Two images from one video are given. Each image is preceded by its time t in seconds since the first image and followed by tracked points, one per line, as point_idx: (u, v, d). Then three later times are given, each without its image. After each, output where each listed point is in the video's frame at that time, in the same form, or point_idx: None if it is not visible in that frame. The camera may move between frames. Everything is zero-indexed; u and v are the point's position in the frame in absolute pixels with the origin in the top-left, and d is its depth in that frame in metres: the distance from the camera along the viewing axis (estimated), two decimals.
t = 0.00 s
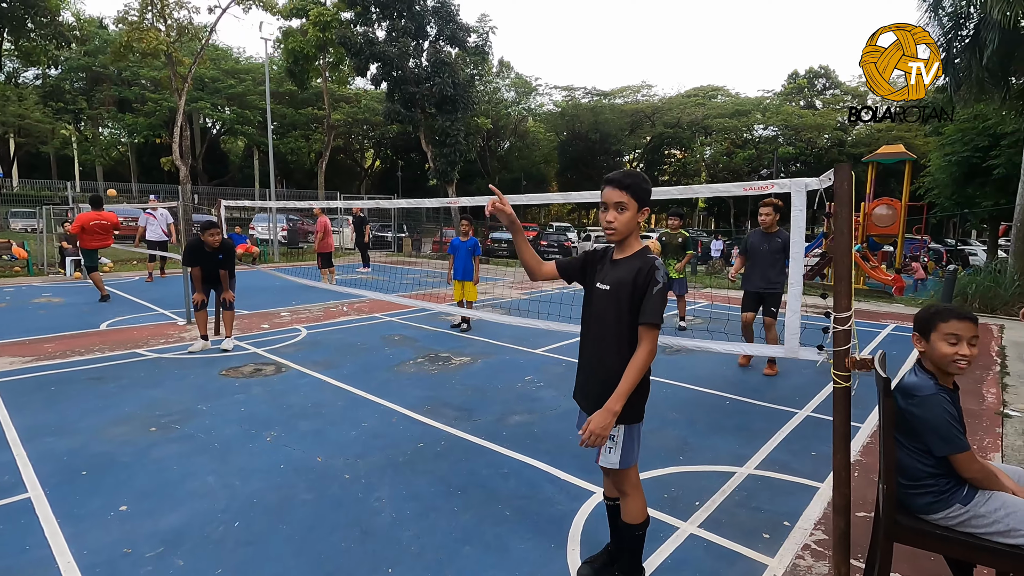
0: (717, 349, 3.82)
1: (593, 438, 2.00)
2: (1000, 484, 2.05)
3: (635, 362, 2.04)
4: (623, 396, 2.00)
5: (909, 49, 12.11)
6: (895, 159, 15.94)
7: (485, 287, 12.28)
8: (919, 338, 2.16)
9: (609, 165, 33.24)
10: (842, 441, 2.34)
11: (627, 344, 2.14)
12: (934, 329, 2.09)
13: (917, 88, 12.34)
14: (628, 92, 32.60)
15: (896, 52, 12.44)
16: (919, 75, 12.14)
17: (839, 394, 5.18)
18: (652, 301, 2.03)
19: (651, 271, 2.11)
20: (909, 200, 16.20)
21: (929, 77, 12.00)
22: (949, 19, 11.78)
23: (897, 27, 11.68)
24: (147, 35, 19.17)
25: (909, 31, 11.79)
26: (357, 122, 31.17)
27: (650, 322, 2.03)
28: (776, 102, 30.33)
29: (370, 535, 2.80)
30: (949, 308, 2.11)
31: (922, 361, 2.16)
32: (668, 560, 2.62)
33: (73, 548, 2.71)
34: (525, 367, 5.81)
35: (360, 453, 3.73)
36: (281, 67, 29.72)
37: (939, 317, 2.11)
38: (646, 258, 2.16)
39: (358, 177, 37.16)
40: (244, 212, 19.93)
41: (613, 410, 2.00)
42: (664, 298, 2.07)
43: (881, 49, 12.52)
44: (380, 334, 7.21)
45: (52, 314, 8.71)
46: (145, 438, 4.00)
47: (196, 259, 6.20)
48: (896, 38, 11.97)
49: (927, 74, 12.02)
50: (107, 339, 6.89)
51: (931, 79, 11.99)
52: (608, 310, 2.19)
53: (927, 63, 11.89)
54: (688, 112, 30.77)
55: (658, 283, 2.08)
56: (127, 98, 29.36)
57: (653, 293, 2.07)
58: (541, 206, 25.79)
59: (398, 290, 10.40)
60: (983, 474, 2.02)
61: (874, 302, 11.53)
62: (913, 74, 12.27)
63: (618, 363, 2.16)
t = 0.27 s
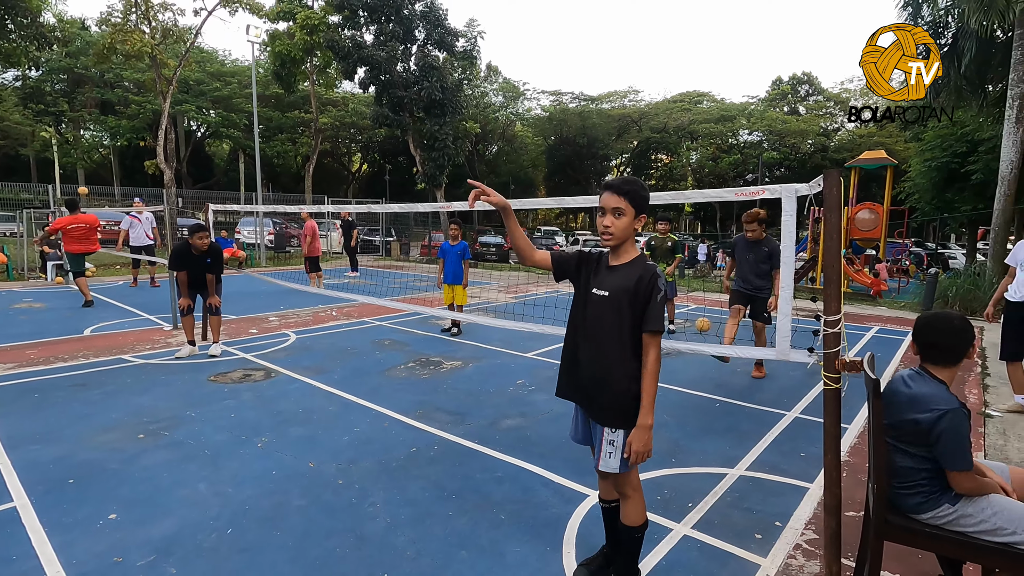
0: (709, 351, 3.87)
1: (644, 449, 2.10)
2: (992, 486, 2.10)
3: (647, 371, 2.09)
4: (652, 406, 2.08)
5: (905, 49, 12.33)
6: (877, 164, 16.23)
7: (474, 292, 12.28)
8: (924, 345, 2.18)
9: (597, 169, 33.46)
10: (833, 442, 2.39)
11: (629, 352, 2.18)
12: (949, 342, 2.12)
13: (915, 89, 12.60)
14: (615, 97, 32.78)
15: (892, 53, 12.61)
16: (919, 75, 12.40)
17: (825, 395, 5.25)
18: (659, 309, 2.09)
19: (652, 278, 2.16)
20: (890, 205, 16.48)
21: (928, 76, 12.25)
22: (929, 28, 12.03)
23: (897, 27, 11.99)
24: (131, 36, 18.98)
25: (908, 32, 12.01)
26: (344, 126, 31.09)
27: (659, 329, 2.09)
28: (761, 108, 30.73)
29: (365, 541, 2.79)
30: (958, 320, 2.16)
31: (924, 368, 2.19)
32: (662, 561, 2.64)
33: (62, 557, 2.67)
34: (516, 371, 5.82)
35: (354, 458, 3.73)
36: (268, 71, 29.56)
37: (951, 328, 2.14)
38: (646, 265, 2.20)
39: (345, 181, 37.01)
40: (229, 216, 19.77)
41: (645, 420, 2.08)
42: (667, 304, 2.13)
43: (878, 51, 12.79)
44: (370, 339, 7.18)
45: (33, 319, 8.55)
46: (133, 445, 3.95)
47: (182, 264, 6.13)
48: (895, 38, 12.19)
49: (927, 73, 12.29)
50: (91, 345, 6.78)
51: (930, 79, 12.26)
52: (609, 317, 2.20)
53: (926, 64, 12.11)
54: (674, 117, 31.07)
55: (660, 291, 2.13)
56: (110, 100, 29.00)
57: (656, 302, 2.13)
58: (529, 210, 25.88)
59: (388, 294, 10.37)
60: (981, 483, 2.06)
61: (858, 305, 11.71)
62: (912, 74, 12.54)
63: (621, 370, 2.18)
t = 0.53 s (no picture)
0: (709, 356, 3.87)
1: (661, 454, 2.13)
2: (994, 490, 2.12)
3: (652, 378, 2.12)
4: (669, 412, 2.10)
5: (906, 49, 12.41)
6: (872, 169, 16.32)
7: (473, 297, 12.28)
8: (931, 350, 2.20)
9: (594, 174, 33.57)
10: (833, 446, 2.40)
11: (629, 358, 2.19)
12: (959, 349, 2.13)
13: (915, 89, 12.67)
14: (612, 103, 32.92)
15: (892, 54, 12.68)
16: (919, 75, 12.47)
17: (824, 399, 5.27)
18: (659, 316, 2.10)
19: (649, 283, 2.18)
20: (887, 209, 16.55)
21: (929, 75, 12.32)
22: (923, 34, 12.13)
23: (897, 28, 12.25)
24: (129, 42, 19.01)
25: (908, 32, 12.03)
26: (342, 130, 31.14)
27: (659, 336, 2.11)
28: (757, 113, 30.90)
29: (365, 547, 2.79)
30: (967, 327, 2.19)
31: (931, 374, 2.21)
32: (663, 567, 2.64)
33: (60, 564, 2.65)
34: (515, 376, 5.82)
35: (353, 464, 3.72)
36: (266, 76, 29.62)
37: (960, 336, 2.16)
38: (642, 271, 2.21)
39: (343, 186, 37.03)
40: (227, 221, 19.76)
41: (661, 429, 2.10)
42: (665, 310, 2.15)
43: (878, 51, 12.84)
44: (368, 344, 7.18)
45: (31, 325, 8.52)
46: (132, 451, 3.92)
47: (178, 269, 6.12)
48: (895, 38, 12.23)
49: (927, 74, 12.36)
50: (89, 350, 6.75)
51: (930, 78, 12.31)
52: (608, 325, 2.21)
53: (926, 64, 12.15)
54: (671, 122, 31.20)
55: (658, 297, 2.14)
56: (108, 105, 29.01)
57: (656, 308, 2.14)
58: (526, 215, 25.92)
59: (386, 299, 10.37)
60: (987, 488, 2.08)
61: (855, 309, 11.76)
62: (912, 73, 12.63)
63: (621, 379, 2.19)
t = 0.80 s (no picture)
0: (716, 359, 3.87)
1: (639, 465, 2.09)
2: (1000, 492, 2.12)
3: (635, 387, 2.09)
4: (641, 423, 2.06)
5: (905, 49, 12.40)
6: (877, 170, 16.26)
7: (477, 298, 12.30)
8: (940, 355, 2.21)
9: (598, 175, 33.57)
10: (838, 449, 2.40)
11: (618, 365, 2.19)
12: (970, 354, 2.13)
13: (915, 89, 12.56)
14: (615, 104, 32.93)
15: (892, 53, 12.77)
16: (918, 75, 12.37)
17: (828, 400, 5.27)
18: (641, 324, 2.07)
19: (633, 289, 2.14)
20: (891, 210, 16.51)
21: (929, 74, 12.19)
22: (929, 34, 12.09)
23: (898, 28, 12.13)
24: (136, 44, 19.10)
25: (908, 31, 12.07)
26: (346, 131, 31.24)
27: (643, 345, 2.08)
28: (761, 114, 30.88)
29: (371, 548, 2.80)
30: (977, 332, 2.18)
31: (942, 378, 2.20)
32: (669, 569, 2.65)
33: (70, 565, 2.67)
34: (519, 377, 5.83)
35: (358, 465, 3.73)
36: (270, 77, 29.73)
37: (972, 342, 2.16)
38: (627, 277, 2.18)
39: (346, 187, 37.13)
40: (231, 222, 19.84)
41: (636, 437, 2.06)
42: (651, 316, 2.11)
43: (878, 51, 12.89)
44: (373, 345, 7.20)
45: (37, 326, 8.56)
46: (138, 452, 3.95)
47: (181, 263, 6.11)
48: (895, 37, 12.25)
49: (927, 73, 12.28)
50: (95, 351, 6.78)
51: (931, 78, 12.18)
52: (597, 334, 2.22)
53: (926, 64, 12.11)
54: (675, 122, 31.15)
55: (641, 304, 2.11)
56: (113, 107, 29.18)
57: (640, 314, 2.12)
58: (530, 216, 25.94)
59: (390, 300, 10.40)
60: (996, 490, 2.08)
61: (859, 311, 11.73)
62: (912, 74, 12.51)
63: (610, 386, 2.20)
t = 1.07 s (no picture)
0: (723, 358, 3.88)
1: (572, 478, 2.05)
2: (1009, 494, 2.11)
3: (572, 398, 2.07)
4: (573, 435, 2.02)
5: (907, 49, 12.73)
6: (887, 170, 16.15)
7: (483, 297, 12.31)
8: (952, 357, 2.19)
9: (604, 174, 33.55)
10: (847, 450, 2.39)
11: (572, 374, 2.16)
12: (986, 358, 2.12)
13: (916, 88, 12.93)
14: (622, 103, 32.86)
15: (893, 52, 13.26)
16: (919, 75, 12.69)
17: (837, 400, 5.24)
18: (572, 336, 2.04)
19: (576, 298, 2.09)
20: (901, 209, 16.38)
21: (931, 74, 12.42)
22: (939, 32, 12.00)
23: (896, 26, 11.91)
24: (146, 44, 19.27)
25: (908, 31, 12.28)
26: (354, 131, 31.34)
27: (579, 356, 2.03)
28: (769, 113, 30.74)
29: (380, 546, 2.82)
30: (990, 335, 2.18)
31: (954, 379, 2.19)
32: (676, 570, 2.65)
33: (83, 561, 2.70)
34: (525, 377, 5.84)
35: (366, 464, 3.75)
36: (279, 77, 29.88)
37: (986, 345, 2.15)
38: (578, 285, 2.14)
39: (354, 186, 37.26)
40: (240, 221, 19.96)
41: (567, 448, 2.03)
42: (592, 326, 2.04)
43: (882, 50, 13.31)
44: (380, 344, 7.23)
45: (48, 325, 8.66)
46: (149, 450, 3.98)
47: (192, 248, 6.11)
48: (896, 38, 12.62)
49: (928, 73, 12.46)
50: (105, 350, 6.84)
51: (933, 78, 12.41)
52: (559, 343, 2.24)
53: (926, 64, 12.34)
54: (682, 122, 31.07)
55: (576, 314, 2.06)
56: (124, 107, 29.45)
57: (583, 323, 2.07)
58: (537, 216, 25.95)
59: (397, 300, 10.43)
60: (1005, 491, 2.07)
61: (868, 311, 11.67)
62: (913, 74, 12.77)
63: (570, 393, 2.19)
